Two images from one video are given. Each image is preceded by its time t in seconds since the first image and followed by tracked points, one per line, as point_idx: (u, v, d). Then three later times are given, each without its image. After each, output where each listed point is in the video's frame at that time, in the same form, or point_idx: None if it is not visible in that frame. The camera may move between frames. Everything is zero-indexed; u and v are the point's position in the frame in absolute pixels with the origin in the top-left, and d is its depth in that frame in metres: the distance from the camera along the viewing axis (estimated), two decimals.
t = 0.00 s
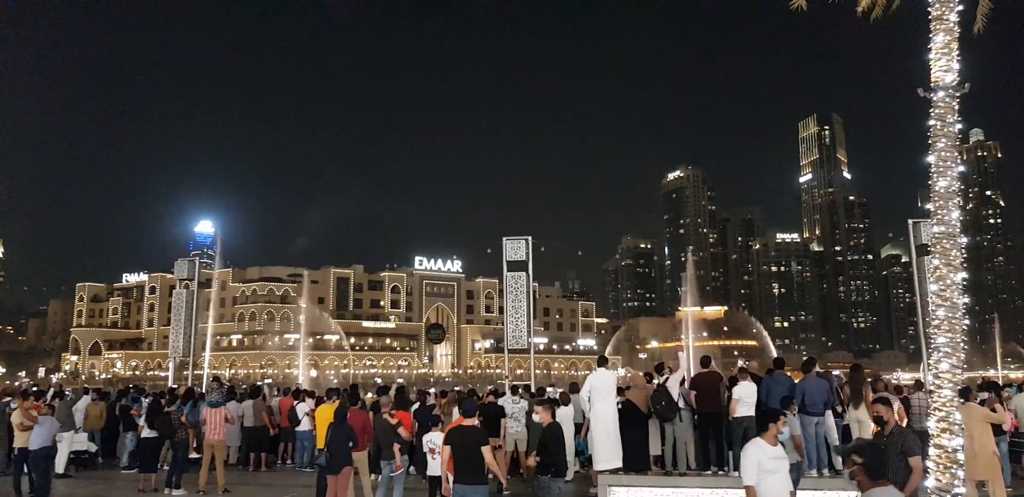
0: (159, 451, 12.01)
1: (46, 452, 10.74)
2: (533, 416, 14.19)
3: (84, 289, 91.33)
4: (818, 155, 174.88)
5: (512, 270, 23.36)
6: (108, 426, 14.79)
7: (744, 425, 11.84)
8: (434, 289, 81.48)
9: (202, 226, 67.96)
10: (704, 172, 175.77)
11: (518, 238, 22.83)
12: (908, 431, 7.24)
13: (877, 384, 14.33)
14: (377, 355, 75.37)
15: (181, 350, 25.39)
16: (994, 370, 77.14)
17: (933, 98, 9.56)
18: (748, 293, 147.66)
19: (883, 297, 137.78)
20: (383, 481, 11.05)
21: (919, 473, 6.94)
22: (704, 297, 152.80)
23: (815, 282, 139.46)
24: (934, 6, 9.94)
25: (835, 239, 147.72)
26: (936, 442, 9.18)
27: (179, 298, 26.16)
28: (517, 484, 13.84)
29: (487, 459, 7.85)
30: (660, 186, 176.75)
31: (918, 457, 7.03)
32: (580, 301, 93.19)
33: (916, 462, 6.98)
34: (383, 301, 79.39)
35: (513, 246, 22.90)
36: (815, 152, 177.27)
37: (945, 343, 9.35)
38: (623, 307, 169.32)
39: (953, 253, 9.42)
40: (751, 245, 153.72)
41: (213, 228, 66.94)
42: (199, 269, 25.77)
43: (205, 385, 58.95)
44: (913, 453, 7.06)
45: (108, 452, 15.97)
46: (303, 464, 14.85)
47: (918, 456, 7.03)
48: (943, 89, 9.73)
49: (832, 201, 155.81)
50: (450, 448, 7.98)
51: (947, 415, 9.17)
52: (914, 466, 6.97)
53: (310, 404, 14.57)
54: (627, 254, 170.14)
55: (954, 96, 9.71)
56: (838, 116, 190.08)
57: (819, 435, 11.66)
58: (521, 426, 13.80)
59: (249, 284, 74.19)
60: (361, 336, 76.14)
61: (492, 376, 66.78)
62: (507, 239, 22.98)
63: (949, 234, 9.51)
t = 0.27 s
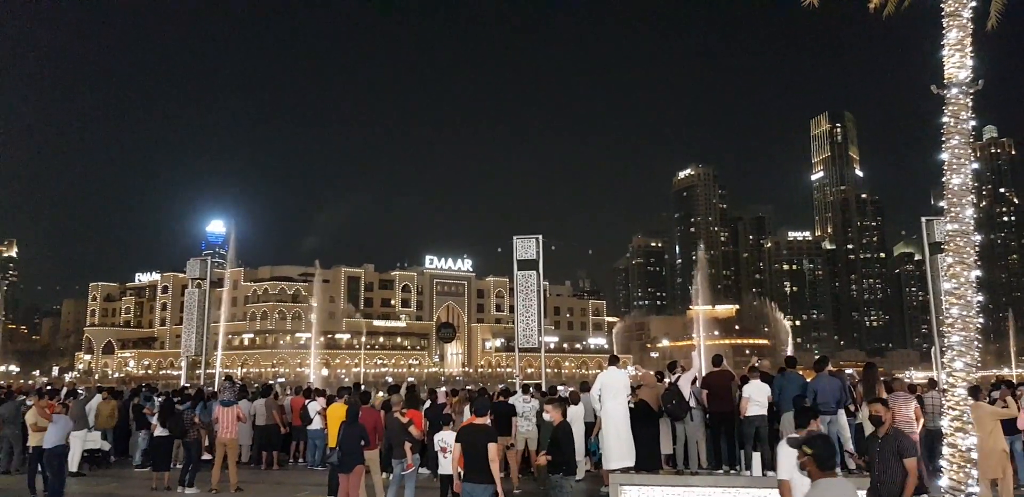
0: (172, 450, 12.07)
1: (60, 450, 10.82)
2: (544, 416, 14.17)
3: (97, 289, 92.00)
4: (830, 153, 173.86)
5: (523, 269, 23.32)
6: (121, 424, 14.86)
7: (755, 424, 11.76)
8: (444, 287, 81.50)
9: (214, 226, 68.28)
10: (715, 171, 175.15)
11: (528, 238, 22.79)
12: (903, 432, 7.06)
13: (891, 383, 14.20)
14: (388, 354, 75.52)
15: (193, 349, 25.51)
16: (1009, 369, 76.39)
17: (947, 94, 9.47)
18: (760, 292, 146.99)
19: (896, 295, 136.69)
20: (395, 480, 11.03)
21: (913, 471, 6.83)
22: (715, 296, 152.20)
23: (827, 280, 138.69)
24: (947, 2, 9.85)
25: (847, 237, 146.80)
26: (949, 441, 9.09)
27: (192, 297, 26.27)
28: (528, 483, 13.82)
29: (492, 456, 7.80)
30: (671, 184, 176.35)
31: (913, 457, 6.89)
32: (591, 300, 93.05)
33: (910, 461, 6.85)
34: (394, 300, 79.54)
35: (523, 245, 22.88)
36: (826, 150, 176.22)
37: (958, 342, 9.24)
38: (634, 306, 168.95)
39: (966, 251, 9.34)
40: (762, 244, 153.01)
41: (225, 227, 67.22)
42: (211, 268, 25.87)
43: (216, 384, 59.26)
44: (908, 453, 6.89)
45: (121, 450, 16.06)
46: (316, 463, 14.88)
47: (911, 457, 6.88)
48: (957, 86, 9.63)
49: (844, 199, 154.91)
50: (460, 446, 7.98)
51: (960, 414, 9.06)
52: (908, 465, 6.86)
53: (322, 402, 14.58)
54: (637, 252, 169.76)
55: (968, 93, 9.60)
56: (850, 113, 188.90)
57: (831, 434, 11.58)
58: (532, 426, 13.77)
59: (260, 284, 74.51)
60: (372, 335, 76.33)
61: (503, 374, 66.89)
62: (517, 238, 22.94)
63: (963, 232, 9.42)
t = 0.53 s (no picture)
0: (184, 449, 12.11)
1: (74, 449, 10.89)
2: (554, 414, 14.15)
3: (110, 288, 92.63)
4: (842, 150, 172.79)
5: (533, 267, 23.30)
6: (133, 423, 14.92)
7: (768, 422, 11.67)
8: (455, 286, 81.50)
9: (226, 225, 68.57)
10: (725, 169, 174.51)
11: (538, 236, 22.75)
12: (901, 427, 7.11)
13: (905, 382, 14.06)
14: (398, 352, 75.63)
15: (206, 348, 25.63)
16: None
17: (959, 91, 9.37)
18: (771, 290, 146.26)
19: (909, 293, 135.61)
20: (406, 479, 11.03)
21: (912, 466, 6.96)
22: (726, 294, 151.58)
23: (839, 277, 137.99)
24: None
25: (859, 234, 145.80)
26: (963, 440, 9.01)
27: (204, 296, 26.39)
28: (538, 482, 13.78)
29: (499, 455, 7.77)
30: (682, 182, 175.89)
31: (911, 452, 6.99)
32: (602, 299, 92.86)
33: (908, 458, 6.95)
34: (404, 299, 79.59)
35: (533, 244, 22.84)
36: (838, 147, 175.13)
37: (973, 340, 9.13)
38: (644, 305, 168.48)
39: (980, 248, 9.22)
40: (773, 242, 152.38)
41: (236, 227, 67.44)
42: (223, 268, 25.97)
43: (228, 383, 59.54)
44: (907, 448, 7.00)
45: (133, 449, 16.14)
46: (327, 462, 14.90)
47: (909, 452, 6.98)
48: (970, 82, 9.52)
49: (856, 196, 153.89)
50: (471, 444, 7.96)
51: (974, 413, 8.98)
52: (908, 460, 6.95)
53: (333, 401, 14.58)
54: (648, 251, 169.29)
55: (981, 89, 9.49)
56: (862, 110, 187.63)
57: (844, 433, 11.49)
58: (542, 424, 13.75)
59: (271, 283, 74.80)
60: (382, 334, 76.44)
61: (514, 373, 66.83)
62: (527, 236, 22.90)
63: (977, 229, 9.31)
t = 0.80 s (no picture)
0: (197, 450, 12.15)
1: (88, 450, 10.94)
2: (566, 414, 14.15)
3: (123, 290, 93.31)
4: (854, 148, 171.79)
5: (543, 268, 23.28)
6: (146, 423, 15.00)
7: (781, 422, 11.62)
8: (465, 286, 81.55)
9: (238, 226, 68.95)
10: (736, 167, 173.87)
11: (549, 236, 22.74)
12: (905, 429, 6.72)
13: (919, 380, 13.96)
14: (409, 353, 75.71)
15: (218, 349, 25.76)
16: None
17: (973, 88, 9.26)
18: (783, 289, 145.49)
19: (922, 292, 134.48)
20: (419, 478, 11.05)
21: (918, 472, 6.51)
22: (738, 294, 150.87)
23: (851, 276, 136.94)
24: None
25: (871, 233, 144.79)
26: (979, 439, 8.93)
27: (216, 298, 26.54)
28: (550, 483, 13.76)
29: (510, 456, 7.75)
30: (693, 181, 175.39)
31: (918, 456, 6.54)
32: (613, 298, 92.68)
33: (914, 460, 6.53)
34: (415, 299, 79.66)
35: (543, 244, 22.83)
36: (850, 145, 174.11)
37: (988, 339, 9.03)
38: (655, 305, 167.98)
39: (995, 246, 9.11)
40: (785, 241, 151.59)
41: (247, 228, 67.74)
42: (235, 269, 26.14)
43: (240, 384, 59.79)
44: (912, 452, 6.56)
45: (147, 450, 16.23)
46: (339, 462, 14.93)
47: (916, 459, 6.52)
48: (984, 79, 9.42)
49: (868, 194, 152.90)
50: (482, 444, 7.96)
51: (989, 412, 8.89)
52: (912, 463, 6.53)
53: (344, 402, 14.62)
54: (659, 250, 168.78)
55: (995, 86, 9.38)
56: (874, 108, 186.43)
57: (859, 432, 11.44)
58: (554, 424, 13.76)
59: (283, 284, 75.15)
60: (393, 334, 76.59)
61: (525, 373, 66.77)
62: (537, 236, 22.89)
63: (992, 227, 9.20)
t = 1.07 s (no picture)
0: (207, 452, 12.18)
1: (99, 452, 10.98)
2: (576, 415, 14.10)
3: (133, 293, 93.86)
4: (863, 148, 170.96)
5: (552, 269, 23.20)
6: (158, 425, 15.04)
7: (792, 423, 11.52)
8: (474, 288, 81.59)
9: (247, 228, 69.29)
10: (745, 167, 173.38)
11: (557, 237, 22.62)
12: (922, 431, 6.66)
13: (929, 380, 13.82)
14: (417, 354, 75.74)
15: (228, 350, 25.83)
16: None
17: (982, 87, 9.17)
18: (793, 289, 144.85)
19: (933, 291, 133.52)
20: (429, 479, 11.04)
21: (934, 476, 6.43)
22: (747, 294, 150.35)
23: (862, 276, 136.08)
24: None
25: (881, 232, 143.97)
26: (990, 439, 8.82)
27: (226, 299, 26.61)
28: (560, 484, 13.72)
29: (521, 457, 7.70)
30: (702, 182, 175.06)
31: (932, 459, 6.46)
32: (621, 299, 92.51)
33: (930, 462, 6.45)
34: (424, 300, 79.78)
35: (552, 245, 22.71)
36: (859, 145, 173.29)
37: (998, 339, 8.92)
38: (664, 306, 167.61)
39: (1005, 245, 9.02)
40: (795, 241, 150.93)
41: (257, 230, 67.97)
42: (244, 271, 26.21)
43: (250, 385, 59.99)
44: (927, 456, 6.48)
45: (158, 451, 16.30)
46: (349, 463, 14.94)
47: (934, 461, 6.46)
48: (993, 78, 9.33)
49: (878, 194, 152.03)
50: (491, 446, 7.93)
51: (1001, 411, 8.78)
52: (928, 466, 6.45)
53: (355, 402, 14.65)
54: (668, 251, 168.27)
55: (1005, 84, 9.29)
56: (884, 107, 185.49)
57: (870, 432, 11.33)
58: (563, 426, 13.74)
59: (292, 285, 75.40)
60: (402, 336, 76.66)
61: (534, 374, 66.55)
62: (546, 237, 22.76)
63: (1002, 226, 9.11)
